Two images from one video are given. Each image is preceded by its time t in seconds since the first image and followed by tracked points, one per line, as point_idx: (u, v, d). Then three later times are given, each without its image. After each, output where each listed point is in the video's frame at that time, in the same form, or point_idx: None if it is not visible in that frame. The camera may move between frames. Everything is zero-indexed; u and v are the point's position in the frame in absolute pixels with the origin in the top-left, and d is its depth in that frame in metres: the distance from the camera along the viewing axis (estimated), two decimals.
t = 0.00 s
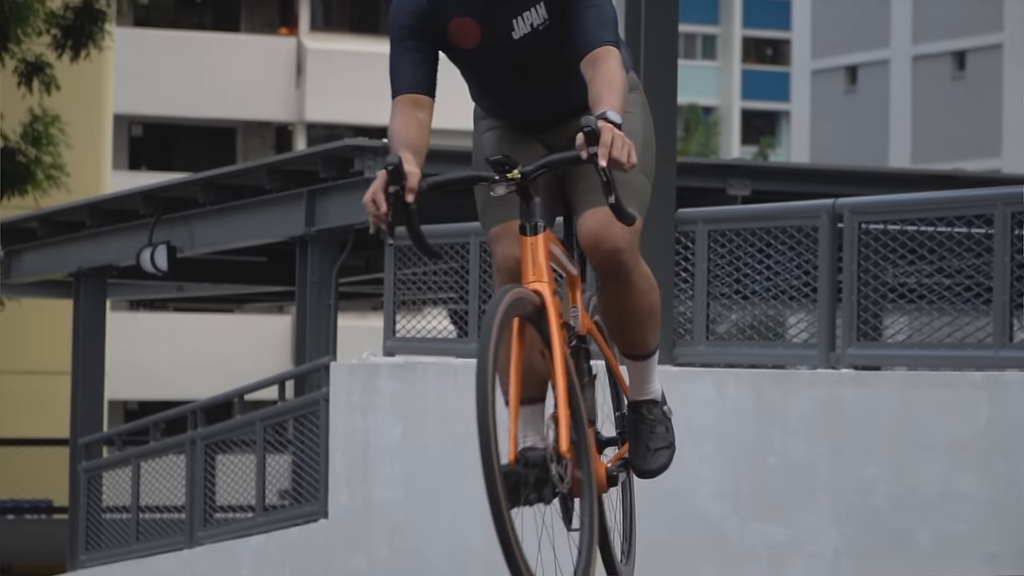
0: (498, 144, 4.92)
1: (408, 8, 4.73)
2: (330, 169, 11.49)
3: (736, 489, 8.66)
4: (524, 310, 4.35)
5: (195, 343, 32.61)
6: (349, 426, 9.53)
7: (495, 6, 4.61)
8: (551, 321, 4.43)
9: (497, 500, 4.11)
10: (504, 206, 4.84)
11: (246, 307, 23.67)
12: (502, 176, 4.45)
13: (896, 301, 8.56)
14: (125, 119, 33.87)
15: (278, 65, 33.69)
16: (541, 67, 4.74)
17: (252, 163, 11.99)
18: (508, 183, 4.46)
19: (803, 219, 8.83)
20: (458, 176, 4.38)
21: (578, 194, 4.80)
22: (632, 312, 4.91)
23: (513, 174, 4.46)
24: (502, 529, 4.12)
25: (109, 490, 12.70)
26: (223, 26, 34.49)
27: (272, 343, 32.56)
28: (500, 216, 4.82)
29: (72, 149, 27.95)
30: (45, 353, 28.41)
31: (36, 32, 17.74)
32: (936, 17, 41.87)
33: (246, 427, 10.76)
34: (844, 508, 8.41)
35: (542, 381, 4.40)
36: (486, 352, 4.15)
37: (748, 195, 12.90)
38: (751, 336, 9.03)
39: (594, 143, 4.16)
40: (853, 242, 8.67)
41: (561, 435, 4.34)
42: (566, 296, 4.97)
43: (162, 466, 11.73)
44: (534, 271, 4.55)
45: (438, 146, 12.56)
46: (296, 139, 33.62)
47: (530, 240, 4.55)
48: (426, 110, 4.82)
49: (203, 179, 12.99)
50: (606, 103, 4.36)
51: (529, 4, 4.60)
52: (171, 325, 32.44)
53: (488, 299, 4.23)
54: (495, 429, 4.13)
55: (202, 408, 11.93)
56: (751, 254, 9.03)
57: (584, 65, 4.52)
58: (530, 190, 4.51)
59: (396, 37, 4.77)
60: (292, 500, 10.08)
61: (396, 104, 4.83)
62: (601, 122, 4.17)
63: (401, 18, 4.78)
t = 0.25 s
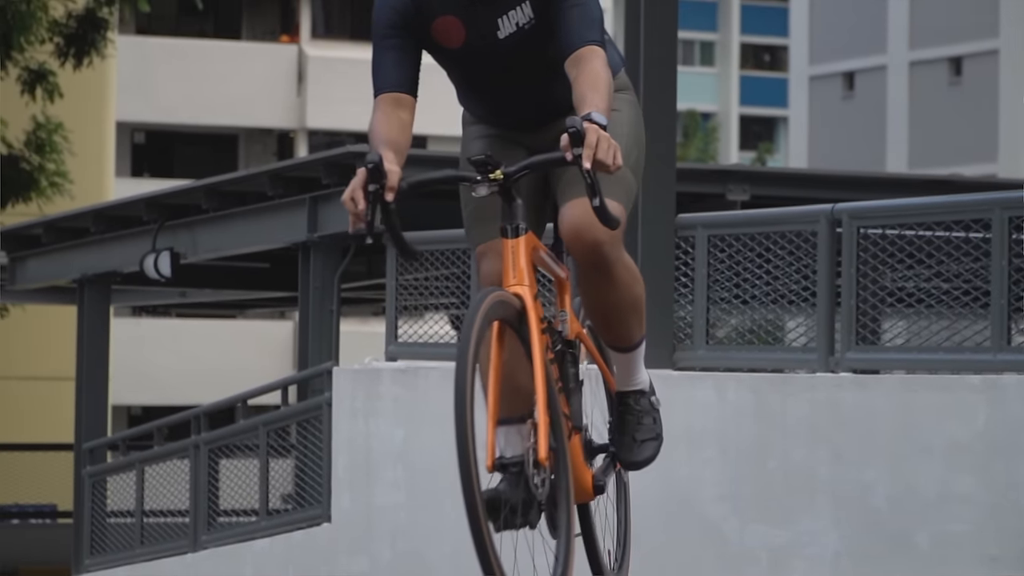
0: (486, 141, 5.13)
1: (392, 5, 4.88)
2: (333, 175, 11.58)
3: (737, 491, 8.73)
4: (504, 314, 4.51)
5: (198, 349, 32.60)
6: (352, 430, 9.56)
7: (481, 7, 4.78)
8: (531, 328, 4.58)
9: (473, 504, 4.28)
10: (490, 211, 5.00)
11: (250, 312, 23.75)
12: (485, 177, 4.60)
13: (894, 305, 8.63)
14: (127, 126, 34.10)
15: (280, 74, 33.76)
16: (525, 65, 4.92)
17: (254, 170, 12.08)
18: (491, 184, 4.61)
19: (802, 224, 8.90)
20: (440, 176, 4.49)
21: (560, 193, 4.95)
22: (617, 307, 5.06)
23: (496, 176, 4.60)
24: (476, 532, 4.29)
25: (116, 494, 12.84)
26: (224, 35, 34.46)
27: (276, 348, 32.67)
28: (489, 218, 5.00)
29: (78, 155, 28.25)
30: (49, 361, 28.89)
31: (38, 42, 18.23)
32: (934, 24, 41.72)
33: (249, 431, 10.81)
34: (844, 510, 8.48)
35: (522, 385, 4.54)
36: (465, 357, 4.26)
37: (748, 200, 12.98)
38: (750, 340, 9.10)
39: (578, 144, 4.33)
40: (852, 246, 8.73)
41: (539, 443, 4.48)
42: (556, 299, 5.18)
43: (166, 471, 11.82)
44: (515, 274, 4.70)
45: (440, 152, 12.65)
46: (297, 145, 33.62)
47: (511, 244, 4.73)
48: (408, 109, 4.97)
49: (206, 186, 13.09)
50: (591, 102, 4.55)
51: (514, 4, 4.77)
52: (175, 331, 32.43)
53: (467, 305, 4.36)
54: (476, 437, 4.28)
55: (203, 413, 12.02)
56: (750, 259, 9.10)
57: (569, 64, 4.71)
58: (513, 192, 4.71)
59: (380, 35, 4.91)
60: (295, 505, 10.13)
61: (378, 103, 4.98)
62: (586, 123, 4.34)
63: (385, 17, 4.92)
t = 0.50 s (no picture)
0: (472, 140, 5.13)
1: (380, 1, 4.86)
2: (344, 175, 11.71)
3: (744, 488, 8.75)
4: (488, 311, 4.45)
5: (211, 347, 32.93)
6: (362, 427, 9.63)
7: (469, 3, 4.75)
8: (514, 325, 4.52)
9: (451, 505, 4.24)
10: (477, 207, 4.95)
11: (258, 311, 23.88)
12: (469, 170, 4.54)
13: (898, 304, 8.79)
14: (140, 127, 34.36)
15: (289, 76, 34.03)
16: (515, 63, 4.87)
17: (266, 170, 12.21)
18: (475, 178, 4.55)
19: (808, 224, 9.01)
20: (418, 170, 4.45)
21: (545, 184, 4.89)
22: (599, 295, 5.03)
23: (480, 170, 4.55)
24: (455, 533, 4.25)
25: (128, 489, 13.02)
26: (235, 36, 34.78)
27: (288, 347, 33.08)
28: (467, 206, 5.05)
29: (90, 155, 28.85)
30: (63, 357, 29.97)
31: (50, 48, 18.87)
32: (935, 26, 42.18)
33: (260, 428, 11.02)
34: (850, 507, 8.61)
35: (502, 382, 4.47)
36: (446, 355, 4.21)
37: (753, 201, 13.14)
38: (755, 339, 9.18)
39: (566, 138, 4.31)
40: (857, 246, 8.87)
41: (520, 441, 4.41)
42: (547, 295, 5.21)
43: (178, 467, 12.01)
44: (499, 271, 4.63)
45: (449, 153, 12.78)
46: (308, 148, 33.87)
47: (493, 241, 4.66)
48: (393, 104, 4.96)
49: (218, 186, 13.21)
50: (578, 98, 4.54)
51: None
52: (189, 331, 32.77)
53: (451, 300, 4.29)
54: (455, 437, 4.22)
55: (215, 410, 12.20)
56: (756, 258, 9.18)
57: (557, 60, 4.69)
58: (497, 187, 4.63)
59: (367, 30, 4.90)
60: (306, 500, 10.33)
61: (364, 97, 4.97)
62: (574, 118, 4.33)
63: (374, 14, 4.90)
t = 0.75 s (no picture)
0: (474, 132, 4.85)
1: None
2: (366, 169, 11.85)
3: (759, 478, 8.87)
4: (483, 302, 4.27)
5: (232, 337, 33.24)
6: (383, 417, 9.78)
7: None
8: (511, 314, 4.34)
9: (441, 503, 4.05)
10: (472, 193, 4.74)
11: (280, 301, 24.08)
12: (463, 159, 4.37)
13: (913, 298, 8.90)
14: (161, 121, 34.63)
15: (310, 69, 34.65)
16: (516, 53, 4.60)
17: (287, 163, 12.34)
18: (470, 166, 4.38)
19: (824, 218, 9.12)
20: (415, 158, 4.30)
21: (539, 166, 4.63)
22: (596, 272, 4.68)
23: (476, 158, 4.36)
24: (444, 532, 4.06)
25: (149, 478, 13.22)
26: (257, 30, 35.32)
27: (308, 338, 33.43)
28: (465, 201, 4.75)
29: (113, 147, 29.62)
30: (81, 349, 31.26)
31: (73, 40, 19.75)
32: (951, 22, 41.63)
33: (282, 418, 11.23)
34: (863, 498, 8.73)
35: (493, 376, 4.31)
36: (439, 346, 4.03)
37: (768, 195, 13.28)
38: (771, 331, 9.33)
39: (561, 128, 4.09)
40: (872, 241, 8.96)
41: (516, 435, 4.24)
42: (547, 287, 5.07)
43: (199, 456, 12.19)
44: (494, 261, 4.45)
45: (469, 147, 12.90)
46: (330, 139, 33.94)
47: (488, 230, 4.47)
48: (391, 92, 4.73)
49: (239, 178, 13.35)
50: (578, 85, 4.30)
51: None
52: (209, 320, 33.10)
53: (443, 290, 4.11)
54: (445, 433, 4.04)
55: (237, 400, 12.42)
56: (772, 252, 9.30)
57: (556, 48, 4.43)
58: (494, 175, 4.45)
59: (363, 14, 4.66)
60: (325, 489, 10.45)
61: (360, 82, 4.74)
62: (571, 107, 4.10)
63: None
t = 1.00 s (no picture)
0: (477, 124, 4.67)
1: None
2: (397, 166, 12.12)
3: (787, 471, 9.01)
4: (482, 293, 4.19)
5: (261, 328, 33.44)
6: (413, 409, 9.92)
7: None
8: (513, 308, 4.23)
9: (436, 504, 4.01)
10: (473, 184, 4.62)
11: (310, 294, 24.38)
12: (463, 149, 4.25)
13: (938, 293, 9.02)
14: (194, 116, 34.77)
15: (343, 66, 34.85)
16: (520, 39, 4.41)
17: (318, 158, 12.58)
18: (469, 157, 4.26)
19: (850, 214, 9.24)
20: (410, 146, 4.17)
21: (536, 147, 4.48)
22: (599, 247, 4.55)
23: (477, 147, 4.25)
24: (439, 537, 4.03)
25: (184, 468, 13.37)
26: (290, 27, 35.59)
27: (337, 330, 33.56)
28: (469, 195, 4.62)
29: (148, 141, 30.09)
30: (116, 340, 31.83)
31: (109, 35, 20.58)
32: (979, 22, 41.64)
33: (314, 409, 11.38)
34: (889, 491, 8.92)
35: (492, 373, 4.24)
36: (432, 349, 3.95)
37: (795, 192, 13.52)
38: (796, 326, 9.42)
39: (561, 116, 3.96)
40: (898, 237, 9.08)
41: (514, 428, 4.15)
42: (554, 277, 4.96)
43: (231, 447, 12.34)
44: (495, 252, 4.34)
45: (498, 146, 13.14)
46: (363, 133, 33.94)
47: (489, 220, 4.36)
48: (394, 80, 4.53)
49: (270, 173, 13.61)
50: (581, 72, 4.16)
51: None
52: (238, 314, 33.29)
53: (437, 286, 4.02)
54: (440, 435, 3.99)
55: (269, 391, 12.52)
56: (799, 248, 9.40)
57: (560, 36, 4.27)
58: (495, 164, 4.34)
59: None
60: (356, 479, 10.55)
61: (361, 71, 4.54)
62: (571, 95, 3.98)
63: None
